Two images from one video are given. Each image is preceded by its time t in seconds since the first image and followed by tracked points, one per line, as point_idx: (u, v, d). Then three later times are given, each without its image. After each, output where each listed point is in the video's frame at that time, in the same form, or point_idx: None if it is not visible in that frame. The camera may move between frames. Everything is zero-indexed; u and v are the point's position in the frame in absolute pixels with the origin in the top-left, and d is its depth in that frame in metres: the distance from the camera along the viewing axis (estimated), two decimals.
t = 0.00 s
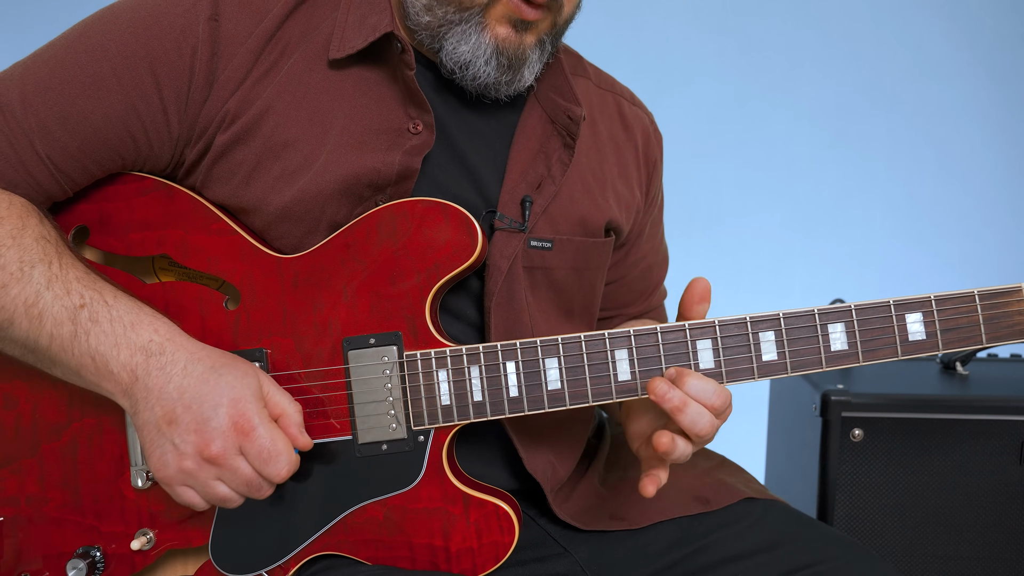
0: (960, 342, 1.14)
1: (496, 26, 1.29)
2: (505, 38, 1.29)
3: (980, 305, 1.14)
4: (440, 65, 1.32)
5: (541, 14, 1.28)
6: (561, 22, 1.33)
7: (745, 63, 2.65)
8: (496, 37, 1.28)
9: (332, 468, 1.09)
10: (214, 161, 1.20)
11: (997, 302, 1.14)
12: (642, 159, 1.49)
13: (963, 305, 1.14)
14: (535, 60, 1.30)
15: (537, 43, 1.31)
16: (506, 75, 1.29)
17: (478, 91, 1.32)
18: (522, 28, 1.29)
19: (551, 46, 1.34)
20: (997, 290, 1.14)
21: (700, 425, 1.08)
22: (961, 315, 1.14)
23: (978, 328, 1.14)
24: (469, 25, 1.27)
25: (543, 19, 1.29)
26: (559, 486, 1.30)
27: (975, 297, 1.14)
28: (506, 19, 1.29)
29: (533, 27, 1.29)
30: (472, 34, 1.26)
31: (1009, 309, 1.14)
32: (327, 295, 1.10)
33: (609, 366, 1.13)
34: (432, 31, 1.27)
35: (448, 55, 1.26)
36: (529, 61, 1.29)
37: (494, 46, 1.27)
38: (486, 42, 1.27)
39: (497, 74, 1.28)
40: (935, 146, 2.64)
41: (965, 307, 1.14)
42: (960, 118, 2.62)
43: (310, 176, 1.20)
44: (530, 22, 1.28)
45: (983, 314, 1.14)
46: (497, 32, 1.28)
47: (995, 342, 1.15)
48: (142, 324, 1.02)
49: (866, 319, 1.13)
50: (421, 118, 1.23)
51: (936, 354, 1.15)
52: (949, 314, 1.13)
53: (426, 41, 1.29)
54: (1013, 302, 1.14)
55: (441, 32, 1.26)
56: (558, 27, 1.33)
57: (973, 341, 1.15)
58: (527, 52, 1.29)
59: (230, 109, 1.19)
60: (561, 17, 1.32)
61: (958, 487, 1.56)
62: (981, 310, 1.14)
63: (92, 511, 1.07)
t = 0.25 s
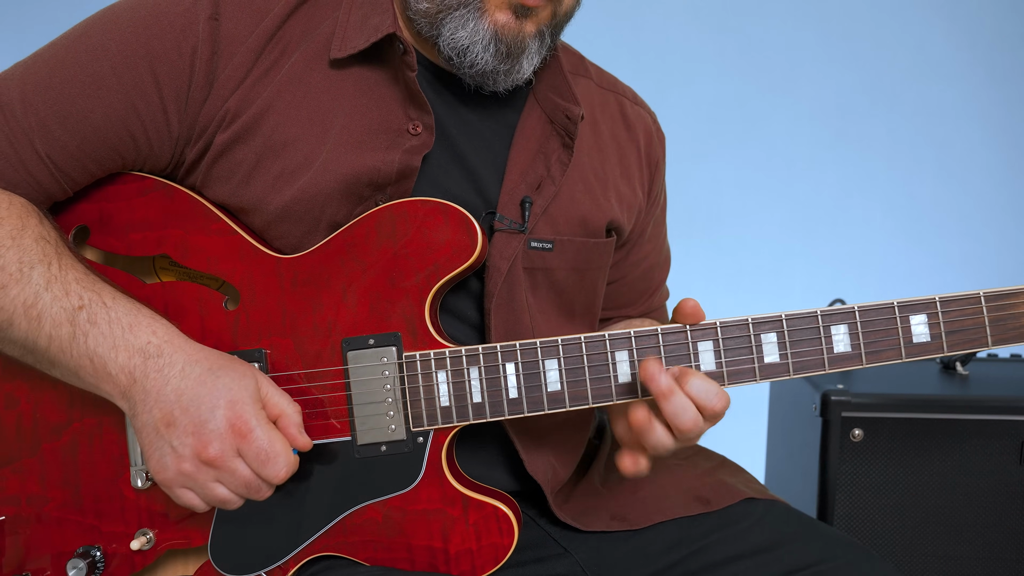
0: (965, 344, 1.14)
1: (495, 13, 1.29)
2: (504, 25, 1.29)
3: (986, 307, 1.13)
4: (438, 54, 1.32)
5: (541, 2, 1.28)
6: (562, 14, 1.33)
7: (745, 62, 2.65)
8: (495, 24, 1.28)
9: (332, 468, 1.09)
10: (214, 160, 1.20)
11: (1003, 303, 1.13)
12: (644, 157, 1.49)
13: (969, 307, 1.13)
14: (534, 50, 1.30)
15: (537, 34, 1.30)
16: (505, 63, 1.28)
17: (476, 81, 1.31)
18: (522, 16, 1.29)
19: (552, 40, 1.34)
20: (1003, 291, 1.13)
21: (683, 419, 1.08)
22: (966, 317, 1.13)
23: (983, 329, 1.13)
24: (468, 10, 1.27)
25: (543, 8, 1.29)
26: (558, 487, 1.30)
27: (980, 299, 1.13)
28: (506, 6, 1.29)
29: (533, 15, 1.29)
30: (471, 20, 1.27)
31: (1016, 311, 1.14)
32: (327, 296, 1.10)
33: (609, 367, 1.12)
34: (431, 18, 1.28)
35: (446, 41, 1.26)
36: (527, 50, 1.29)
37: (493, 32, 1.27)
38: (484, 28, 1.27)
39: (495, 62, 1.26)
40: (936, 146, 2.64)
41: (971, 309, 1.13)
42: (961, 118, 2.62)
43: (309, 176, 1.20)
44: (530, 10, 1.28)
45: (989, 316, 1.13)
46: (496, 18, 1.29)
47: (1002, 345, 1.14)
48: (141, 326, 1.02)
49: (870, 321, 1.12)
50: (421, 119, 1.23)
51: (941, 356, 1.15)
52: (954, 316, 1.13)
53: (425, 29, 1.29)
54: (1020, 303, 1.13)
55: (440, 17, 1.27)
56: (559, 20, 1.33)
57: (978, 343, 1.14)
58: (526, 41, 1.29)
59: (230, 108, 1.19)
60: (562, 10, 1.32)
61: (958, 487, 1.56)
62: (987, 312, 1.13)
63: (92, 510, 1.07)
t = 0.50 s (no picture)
0: (970, 349, 1.13)
1: (497, 12, 1.28)
2: (505, 25, 1.28)
3: (989, 312, 1.13)
4: (439, 54, 1.31)
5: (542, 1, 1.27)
6: (563, 13, 1.32)
7: (746, 61, 2.64)
8: (497, 23, 1.28)
9: (332, 470, 1.08)
10: (214, 160, 1.19)
11: (1007, 308, 1.13)
12: (645, 155, 1.48)
13: (972, 311, 1.13)
14: (535, 50, 1.30)
15: (539, 33, 1.30)
16: (507, 63, 1.27)
17: (477, 81, 1.30)
18: (523, 15, 1.28)
19: (552, 39, 1.34)
20: (1006, 297, 1.13)
21: (698, 449, 1.13)
22: (970, 323, 1.13)
23: (987, 334, 1.13)
24: (469, 10, 1.26)
25: (545, 7, 1.28)
26: (559, 487, 1.30)
27: (984, 304, 1.13)
28: (508, 5, 1.28)
29: (534, 14, 1.28)
30: (472, 19, 1.26)
31: (1019, 316, 1.13)
32: (327, 297, 1.10)
33: (610, 370, 1.12)
34: (432, 18, 1.27)
35: (447, 41, 1.26)
36: (529, 50, 1.29)
37: (494, 31, 1.27)
38: (485, 28, 1.27)
39: (497, 61, 1.26)
40: (936, 145, 2.63)
41: (975, 314, 1.13)
42: (962, 117, 2.61)
43: (310, 175, 1.19)
44: (531, 10, 1.28)
45: (993, 320, 1.13)
46: (497, 17, 1.28)
47: (1005, 349, 1.14)
48: (141, 327, 1.01)
49: (873, 326, 1.12)
50: (422, 119, 1.23)
51: (944, 361, 1.14)
52: (958, 322, 1.12)
53: (426, 30, 1.29)
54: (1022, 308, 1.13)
55: (441, 17, 1.26)
56: (560, 19, 1.32)
57: (984, 348, 1.13)
58: (528, 41, 1.29)
59: (230, 108, 1.18)
60: (562, 9, 1.32)
61: (958, 487, 1.56)
62: (990, 316, 1.13)
63: (91, 510, 1.07)
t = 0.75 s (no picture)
0: (971, 352, 1.13)
1: (496, 12, 1.28)
2: (505, 24, 1.28)
3: (992, 314, 1.13)
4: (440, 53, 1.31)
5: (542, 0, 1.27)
6: (562, 12, 1.32)
7: (746, 60, 2.64)
8: (497, 23, 1.27)
9: (333, 471, 1.08)
10: (214, 158, 1.19)
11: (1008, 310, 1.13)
12: (645, 153, 1.48)
13: (974, 314, 1.12)
14: (535, 49, 1.29)
15: (539, 32, 1.29)
16: (507, 63, 1.27)
17: (477, 80, 1.30)
18: (524, 15, 1.28)
19: (553, 38, 1.33)
20: (1008, 299, 1.13)
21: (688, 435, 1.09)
22: (972, 325, 1.12)
23: (990, 337, 1.13)
24: (469, 10, 1.26)
25: (544, 7, 1.28)
26: (559, 487, 1.29)
27: (986, 306, 1.12)
28: (508, 5, 1.28)
29: (534, 14, 1.28)
30: (472, 19, 1.26)
31: (1021, 318, 1.13)
32: (328, 297, 1.10)
33: (612, 372, 1.12)
34: (432, 18, 1.27)
35: (447, 41, 1.26)
36: (529, 49, 1.28)
37: (494, 31, 1.26)
38: (485, 28, 1.26)
39: (497, 61, 1.26)
40: (936, 145, 2.63)
41: (976, 316, 1.12)
42: (962, 117, 2.61)
43: (310, 174, 1.19)
44: (531, 9, 1.27)
45: (995, 323, 1.13)
46: (497, 17, 1.28)
47: (1006, 351, 1.14)
48: (141, 327, 1.01)
49: (875, 328, 1.12)
50: (423, 117, 1.22)
51: (946, 363, 1.14)
52: (960, 323, 1.12)
53: (426, 30, 1.29)
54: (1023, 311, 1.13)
55: (441, 17, 1.26)
56: (560, 19, 1.32)
57: (985, 351, 1.13)
58: (528, 41, 1.28)
59: (230, 106, 1.18)
60: (562, 8, 1.31)
61: (958, 487, 1.56)
62: (993, 319, 1.13)
63: (91, 510, 1.06)
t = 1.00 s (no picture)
0: (970, 349, 1.13)
1: (495, 10, 1.28)
2: (504, 23, 1.28)
3: (990, 311, 1.12)
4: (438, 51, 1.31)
5: None
6: (560, 11, 1.33)
7: (745, 60, 2.64)
8: (495, 21, 1.27)
9: (332, 472, 1.08)
10: (212, 158, 1.19)
11: (1006, 307, 1.13)
12: (645, 152, 1.48)
13: (972, 311, 1.12)
14: (533, 48, 1.29)
15: (537, 31, 1.30)
16: (505, 62, 1.27)
17: (475, 79, 1.30)
18: (522, 13, 1.28)
19: (551, 37, 1.34)
20: (1006, 296, 1.13)
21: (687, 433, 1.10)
22: (970, 322, 1.12)
23: (988, 334, 1.13)
24: (467, 8, 1.26)
25: (542, 6, 1.28)
26: (559, 487, 1.29)
27: (985, 303, 1.12)
28: (506, 3, 1.28)
29: (532, 13, 1.28)
30: (470, 17, 1.26)
31: (1019, 315, 1.13)
32: (326, 296, 1.10)
33: (610, 371, 1.12)
34: (430, 17, 1.27)
35: (445, 40, 1.25)
36: (527, 48, 1.28)
37: (492, 29, 1.26)
38: (483, 26, 1.26)
39: (495, 60, 1.26)
40: (936, 145, 2.63)
41: (975, 314, 1.12)
42: (962, 117, 2.61)
43: (309, 174, 1.19)
44: (529, 8, 1.28)
45: (993, 320, 1.13)
46: (495, 15, 1.28)
47: (1005, 349, 1.14)
48: (138, 328, 1.01)
49: (873, 325, 1.12)
50: (421, 117, 1.22)
51: (944, 360, 1.14)
52: (958, 321, 1.12)
53: (425, 28, 1.29)
54: None
55: (439, 15, 1.26)
56: (558, 17, 1.32)
57: (984, 347, 1.13)
58: (526, 39, 1.28)
59: (228, 106, 1.18)
60: (560, 7, 1.32)
61: (958, 486, 1.56)
62: (991, 316, 1.13)
63: (91, 511, 1.06)
